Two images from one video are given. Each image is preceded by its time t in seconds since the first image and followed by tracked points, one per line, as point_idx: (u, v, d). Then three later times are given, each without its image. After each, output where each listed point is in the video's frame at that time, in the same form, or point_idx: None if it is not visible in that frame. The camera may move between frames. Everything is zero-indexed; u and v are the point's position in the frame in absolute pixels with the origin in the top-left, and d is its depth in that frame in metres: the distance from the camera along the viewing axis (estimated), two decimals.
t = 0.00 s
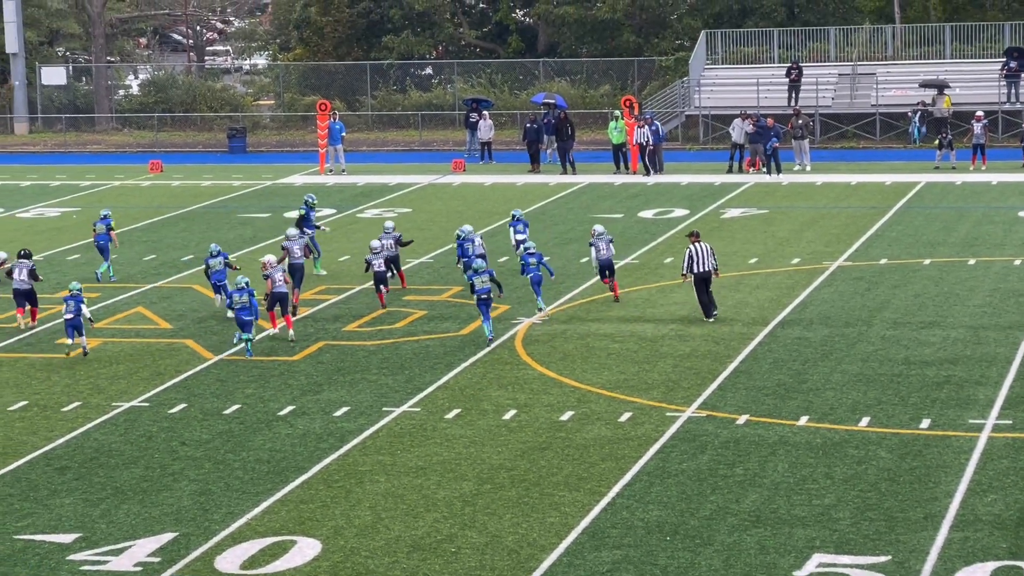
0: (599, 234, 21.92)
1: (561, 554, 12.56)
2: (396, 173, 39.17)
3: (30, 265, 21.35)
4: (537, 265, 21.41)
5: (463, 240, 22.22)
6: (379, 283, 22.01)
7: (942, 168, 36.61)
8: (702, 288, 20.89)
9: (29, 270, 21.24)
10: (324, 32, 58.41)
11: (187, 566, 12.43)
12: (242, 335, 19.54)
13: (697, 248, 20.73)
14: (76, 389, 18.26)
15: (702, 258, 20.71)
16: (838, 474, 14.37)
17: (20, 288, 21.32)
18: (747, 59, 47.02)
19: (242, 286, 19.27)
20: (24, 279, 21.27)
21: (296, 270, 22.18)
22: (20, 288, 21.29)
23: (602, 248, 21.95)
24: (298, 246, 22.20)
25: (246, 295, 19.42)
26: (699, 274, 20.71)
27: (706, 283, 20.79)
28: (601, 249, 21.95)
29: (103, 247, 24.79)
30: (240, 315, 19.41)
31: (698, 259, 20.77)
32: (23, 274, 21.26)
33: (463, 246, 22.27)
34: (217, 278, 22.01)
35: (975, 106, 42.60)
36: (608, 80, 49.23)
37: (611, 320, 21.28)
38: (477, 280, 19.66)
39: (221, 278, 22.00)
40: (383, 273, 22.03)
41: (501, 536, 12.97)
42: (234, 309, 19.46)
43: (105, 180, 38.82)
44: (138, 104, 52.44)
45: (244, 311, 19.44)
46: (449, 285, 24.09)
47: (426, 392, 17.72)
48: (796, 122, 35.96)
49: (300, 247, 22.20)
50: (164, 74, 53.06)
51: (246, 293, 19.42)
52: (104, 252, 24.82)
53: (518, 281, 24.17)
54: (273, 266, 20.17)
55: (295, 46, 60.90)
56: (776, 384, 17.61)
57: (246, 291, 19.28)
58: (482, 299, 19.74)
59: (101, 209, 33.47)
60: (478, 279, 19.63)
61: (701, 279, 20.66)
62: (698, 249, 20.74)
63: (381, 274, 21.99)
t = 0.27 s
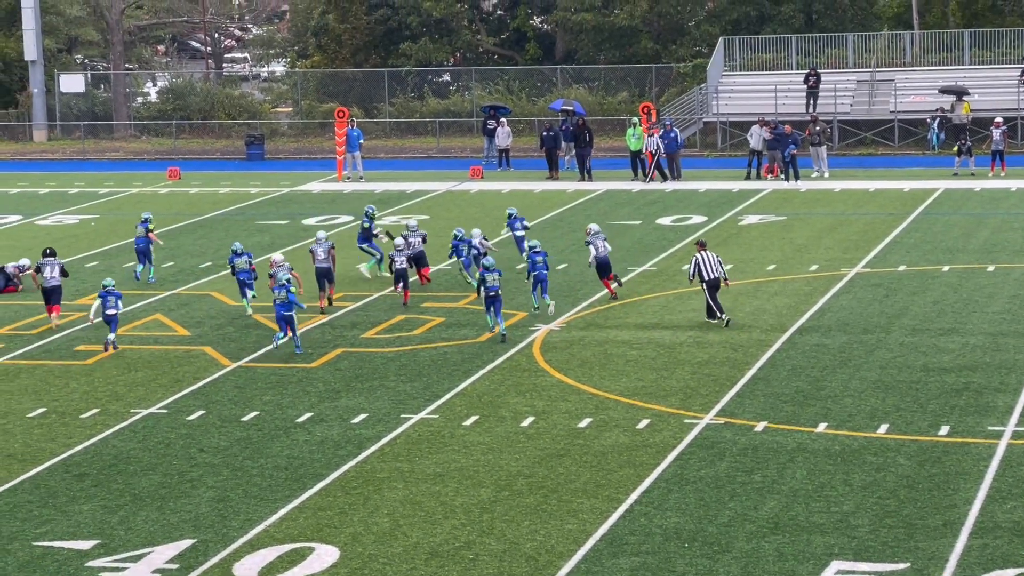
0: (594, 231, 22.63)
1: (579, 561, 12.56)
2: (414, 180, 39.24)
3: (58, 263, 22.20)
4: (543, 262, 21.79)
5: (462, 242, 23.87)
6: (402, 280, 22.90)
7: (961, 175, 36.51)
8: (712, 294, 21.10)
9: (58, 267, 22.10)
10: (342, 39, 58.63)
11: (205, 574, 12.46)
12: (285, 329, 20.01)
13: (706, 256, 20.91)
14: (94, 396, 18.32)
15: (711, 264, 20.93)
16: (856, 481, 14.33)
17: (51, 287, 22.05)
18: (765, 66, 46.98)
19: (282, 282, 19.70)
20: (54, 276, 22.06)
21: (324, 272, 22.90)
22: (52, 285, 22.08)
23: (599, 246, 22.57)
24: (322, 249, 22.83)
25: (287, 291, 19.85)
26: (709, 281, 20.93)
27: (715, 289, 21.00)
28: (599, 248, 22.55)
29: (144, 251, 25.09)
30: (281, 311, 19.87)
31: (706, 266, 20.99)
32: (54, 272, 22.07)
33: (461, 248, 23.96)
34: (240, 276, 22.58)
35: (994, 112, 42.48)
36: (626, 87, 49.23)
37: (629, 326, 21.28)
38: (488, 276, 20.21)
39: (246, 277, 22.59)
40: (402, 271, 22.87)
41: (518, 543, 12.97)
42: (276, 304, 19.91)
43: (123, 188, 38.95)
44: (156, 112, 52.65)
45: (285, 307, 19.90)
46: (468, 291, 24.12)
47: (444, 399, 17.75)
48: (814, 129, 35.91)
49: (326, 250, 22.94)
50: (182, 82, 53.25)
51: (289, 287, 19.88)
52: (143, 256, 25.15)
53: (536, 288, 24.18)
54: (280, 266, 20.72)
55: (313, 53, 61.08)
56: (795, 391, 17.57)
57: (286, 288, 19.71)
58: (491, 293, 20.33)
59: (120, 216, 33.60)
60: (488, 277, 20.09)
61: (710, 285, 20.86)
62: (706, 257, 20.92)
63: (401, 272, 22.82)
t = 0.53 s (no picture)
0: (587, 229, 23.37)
1: (600, 565, 12.56)
2: (435, 184, 39.31)
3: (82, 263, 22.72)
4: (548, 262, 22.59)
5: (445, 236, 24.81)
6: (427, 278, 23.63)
7: (984, 179, 36.39)
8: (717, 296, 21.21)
9: (84, 263, 22.74)
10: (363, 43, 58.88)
11: None
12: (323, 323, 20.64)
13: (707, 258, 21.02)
14: (116, 400, 18.41)
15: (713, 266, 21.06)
16: (878, 485, 14.30)
17: (76, 283, 22.57)
18: (787, 70, 46.90)
19: (323, 276, 20.46)
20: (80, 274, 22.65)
21: (357, 271, 23.22)
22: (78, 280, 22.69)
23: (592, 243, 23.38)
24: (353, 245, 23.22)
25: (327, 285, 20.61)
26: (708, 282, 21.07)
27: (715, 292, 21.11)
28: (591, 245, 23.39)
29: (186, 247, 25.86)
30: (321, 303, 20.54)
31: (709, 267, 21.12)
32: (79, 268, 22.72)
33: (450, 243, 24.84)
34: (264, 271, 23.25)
35: (1017, 115, 42.33)
36: (648, 91, 49.20)
37: (650, 330, 21.28)
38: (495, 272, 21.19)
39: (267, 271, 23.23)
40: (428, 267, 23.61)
41: (540, 547, 12.98)
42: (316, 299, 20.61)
43: (146, 192, 39.11)
44: (178, 116, 52.85)
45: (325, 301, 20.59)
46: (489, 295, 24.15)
47: (465, 403, 17.77)
48: (836, 132, 35.83)
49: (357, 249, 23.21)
50: (204, 86, 53.44)
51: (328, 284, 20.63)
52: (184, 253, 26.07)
53: (557, 292, 24.19)
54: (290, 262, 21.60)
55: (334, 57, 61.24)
56: (816, 395, 17.54)
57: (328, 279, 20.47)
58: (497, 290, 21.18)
59: (142, 220, 33.75)
60: (495, 274, 21.13)
61: (712, 287, 21.00)
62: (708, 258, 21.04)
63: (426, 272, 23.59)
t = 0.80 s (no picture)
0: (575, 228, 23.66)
1: (624, 567, 12.57)
2: (459, 186, 39.36)
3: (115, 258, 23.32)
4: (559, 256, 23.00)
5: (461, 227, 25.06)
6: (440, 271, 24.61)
7: (1008, 180, 36.25)
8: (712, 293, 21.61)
9: (115, 259, 23.27)
10: (387, 45, 58.96)
11: None
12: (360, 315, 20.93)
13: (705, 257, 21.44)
14: (140, 402, 18.50)
15: (712, 266, 21.40)
16: (902, 487, 14.26)
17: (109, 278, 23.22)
18: (811, 71, 46.81)
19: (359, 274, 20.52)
20: (113, 269, 23.22)
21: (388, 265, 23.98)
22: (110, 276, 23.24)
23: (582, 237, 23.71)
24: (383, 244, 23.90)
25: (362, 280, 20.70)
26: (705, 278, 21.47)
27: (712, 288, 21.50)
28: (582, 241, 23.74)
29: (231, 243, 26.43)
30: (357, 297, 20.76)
31: (708, 267, 21.46)
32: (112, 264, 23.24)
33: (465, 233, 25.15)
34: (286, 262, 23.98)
35: None
36: (671, 93, 49.16)
37: (673, 332, 21.27)
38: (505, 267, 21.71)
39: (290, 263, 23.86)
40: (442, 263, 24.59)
41: (563, 549, 12.99)
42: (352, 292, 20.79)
43: (170, 194, 39.27)
44: (202, 119, 53.04)
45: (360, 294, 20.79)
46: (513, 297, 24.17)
47: (489, 405, 17.79)
48: (862, 134, 35.71)
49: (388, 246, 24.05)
50: (227, 89, 53.60)
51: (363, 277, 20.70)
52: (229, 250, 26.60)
53: (581, 294, 24.19)
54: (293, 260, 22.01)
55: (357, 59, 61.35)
56: (840, 397, 17.50)
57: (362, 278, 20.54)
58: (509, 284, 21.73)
59: (166, 222, 33.89)
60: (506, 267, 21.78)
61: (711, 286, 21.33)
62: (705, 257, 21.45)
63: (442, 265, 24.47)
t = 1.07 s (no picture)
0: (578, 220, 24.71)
1: (648, 567, 12.57)
2: (484, 186, 39.42)
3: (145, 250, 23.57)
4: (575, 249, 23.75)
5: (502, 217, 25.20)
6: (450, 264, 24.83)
7: None
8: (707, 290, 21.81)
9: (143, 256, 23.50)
10: (411, 46, 59.04)
11: None
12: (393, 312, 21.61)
13: (702, 254, 21.58)
14: (165, 402, 18.60)
15: (706, 264, 21.57)
16: (928, 488, 14.22)
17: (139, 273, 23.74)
18: (836, 72, 46.70)
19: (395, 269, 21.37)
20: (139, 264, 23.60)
21: (413, 261, 24.60)
22: (135, 272, 23.52)
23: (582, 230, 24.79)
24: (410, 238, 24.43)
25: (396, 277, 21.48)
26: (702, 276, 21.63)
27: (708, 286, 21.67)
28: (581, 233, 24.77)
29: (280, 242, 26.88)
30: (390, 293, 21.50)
31: (704, 263, 21.63)
32: (138, 259, 23.48)
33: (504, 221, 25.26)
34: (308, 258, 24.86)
35: None
36: (696, 93, 49.12)
37: (698, 333, 21.25)
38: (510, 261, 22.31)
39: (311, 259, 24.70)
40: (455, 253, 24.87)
41: (587, 550, 13.01)
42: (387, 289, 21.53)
43: (196, 194, 39.44)
44: (227, 119, 53.24)
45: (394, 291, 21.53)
46: (538, 298, 24.20)
47: (513, 405, 17.82)
48: (889, 135, 35.59)
49: (413, 239, 24.58)
50: (252, 89, 53.77)
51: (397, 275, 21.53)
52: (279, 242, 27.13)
53: (605, 295, 24.20)
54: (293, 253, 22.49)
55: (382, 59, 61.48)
56: (865, 398, 17.46)
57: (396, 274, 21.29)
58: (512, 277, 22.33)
59: (191, 222, 34.05)
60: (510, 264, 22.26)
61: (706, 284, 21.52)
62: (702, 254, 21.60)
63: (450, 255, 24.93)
